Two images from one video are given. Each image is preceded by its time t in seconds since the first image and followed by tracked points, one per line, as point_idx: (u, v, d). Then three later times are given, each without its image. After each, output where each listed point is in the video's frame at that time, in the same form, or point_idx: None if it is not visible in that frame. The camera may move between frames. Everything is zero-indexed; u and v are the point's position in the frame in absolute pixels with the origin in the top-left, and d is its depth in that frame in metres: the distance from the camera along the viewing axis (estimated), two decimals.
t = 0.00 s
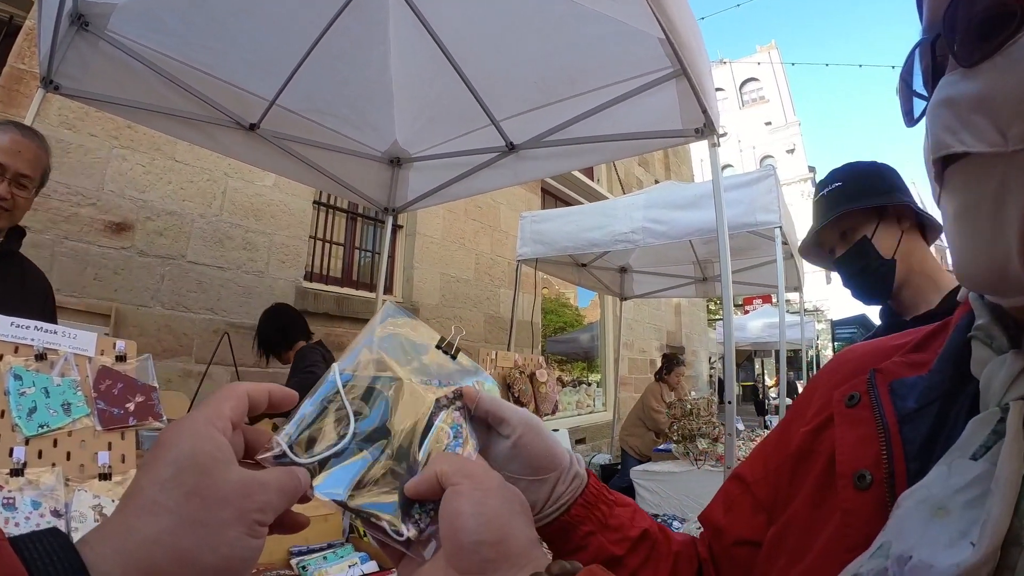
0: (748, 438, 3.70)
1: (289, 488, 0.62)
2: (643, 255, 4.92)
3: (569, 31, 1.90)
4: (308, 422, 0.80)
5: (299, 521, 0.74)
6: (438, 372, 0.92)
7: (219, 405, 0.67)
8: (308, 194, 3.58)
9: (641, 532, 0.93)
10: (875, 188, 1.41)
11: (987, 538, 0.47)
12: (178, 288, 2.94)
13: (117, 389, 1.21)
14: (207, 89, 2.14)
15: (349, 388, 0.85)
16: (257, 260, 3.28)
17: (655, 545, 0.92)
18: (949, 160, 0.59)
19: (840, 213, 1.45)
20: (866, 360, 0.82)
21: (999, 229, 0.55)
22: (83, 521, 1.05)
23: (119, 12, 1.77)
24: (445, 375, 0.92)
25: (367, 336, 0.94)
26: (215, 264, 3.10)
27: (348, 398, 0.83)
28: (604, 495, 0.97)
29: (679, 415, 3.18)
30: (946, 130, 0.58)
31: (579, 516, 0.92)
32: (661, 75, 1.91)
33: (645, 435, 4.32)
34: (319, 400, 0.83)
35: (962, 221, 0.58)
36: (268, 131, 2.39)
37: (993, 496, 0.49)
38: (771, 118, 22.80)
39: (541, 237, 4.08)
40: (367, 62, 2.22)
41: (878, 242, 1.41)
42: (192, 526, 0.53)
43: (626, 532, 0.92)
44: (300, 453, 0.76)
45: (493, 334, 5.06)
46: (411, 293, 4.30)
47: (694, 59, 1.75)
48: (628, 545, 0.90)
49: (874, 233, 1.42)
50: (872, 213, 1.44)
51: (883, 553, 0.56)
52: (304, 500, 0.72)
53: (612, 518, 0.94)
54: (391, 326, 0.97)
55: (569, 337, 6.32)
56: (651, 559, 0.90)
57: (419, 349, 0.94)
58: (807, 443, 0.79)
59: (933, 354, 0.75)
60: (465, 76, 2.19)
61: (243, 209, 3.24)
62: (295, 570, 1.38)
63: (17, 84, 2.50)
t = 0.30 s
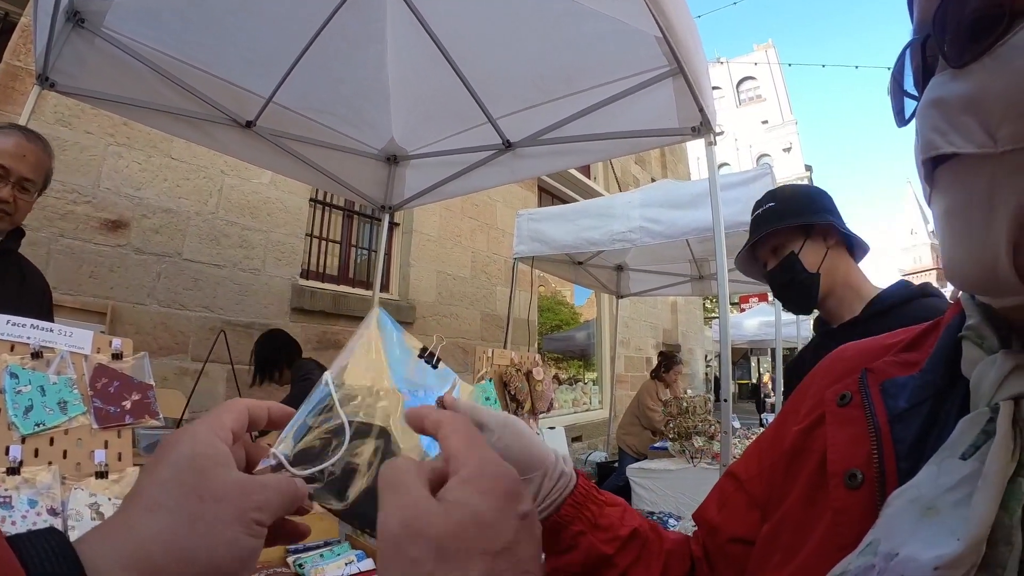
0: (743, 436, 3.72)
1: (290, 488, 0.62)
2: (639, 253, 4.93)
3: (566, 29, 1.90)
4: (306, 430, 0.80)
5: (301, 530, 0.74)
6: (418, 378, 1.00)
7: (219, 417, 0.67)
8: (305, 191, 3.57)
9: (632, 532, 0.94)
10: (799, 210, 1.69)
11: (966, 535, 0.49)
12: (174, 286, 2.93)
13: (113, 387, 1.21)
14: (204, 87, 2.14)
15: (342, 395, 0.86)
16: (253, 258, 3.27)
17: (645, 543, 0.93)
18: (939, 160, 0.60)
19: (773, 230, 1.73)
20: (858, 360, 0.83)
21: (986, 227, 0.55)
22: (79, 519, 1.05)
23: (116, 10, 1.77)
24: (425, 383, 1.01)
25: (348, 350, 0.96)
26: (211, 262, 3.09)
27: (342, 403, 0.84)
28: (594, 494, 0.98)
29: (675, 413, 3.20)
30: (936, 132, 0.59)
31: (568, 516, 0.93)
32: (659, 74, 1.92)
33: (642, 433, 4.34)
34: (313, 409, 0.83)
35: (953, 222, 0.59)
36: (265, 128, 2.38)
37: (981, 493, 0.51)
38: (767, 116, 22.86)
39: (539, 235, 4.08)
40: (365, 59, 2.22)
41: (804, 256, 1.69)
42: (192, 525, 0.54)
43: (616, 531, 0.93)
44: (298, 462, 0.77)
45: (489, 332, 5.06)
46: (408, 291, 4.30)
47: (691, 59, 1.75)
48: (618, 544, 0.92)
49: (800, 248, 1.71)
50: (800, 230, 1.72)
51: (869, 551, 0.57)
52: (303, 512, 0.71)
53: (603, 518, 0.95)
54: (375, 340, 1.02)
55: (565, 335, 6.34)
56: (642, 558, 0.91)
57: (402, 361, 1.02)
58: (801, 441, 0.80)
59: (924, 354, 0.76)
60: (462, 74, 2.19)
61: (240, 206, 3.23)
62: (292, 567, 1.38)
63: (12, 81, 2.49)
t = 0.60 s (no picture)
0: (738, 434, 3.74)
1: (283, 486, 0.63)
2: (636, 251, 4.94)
3: (562, 28, 1.90)
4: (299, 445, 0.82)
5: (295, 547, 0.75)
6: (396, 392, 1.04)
7: (212, 436, 0.69)
8: (301, 190, 3.57)
9: (613, 530, 0.96)
10: (755, 219, 1.73)
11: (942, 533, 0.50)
12: (170, 284, 2.92)
13: (109, 384, 1.22)
14: (202, 86, 2.14)
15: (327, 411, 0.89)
16: (250, 256, 3.27)
17: (627, 538, 0.94)
18: (917, 158, 0.62)
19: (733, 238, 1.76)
20: (842, 358, 0.84)
21: (961, 223, 0.57)
22: (75, 516, 1.05)
23: (112, 8, 1.76)
24: (402, 396, 1.05)
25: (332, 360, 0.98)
26: (208, 260, 3.08)
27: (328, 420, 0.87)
28: (573, 493, 1.00)
29: (670, 411, 3.21)
30: (912, 131, 0.61)
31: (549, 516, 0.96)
32: (655, 73, 1.93)
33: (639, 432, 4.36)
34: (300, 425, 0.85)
35: (933, 219, 0.61)
36: (261, 126, 2.38)
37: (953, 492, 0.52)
38: (764, 116, 22.91)
39: (536, 234, 4.09)
40: (362, 58, 2.22)
41: (763, 263, 1.73)
42: (188, 521, 0.54)
43: (597, 530, 0.94)
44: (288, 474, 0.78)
45: (486, 330, 5.07)
46: (405, 289, 4.30)
47: (687, 59, 1.77)
48: (599, 542, 0.93)
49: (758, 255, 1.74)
50: (759, 238, 1.75)
51: (845, 550, 0.58)
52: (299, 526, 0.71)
53: (583, 517, 0.96)
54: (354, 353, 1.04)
55: (561, 333, 6.35)
56: (625, 553, 0.92)
57: (379, 375, 1.06)
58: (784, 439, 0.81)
59: (905, 352, 0.77)
60: (459, 73, 2.19)
61: (236, 204, 3.23)
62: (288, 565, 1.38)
63: (8, 79, 2.48)
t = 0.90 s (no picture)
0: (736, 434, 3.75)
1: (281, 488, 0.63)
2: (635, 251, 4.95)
3: (561, 27, 1.91)
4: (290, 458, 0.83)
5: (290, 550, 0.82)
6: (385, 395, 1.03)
7: (203, 450, 0.69)
8: (300, 189, 3.56)
9: (604, 530, 0.95)
10: (765, 212, 1.72)
11: (939, 534, 0.49)
12: (169, 284, 2.92)
13: (108, 383, 1.22)
14: (201, 85, 2.14)
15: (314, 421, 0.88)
16: (248, 255, 3.27)
17: (617, 538, 0.94)
18: (912, 158, 0.62)
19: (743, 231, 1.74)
20: (836, 355, 0.84)
21: (956, 223, 0.58)
22: (74, 515, 1.05)
23: (111, 7, 1.76)
24: (391, 398, 1.04)
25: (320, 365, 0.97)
26: (206, 259, 3.08)
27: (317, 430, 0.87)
28: (564, 494, 1.00)
29: (669, 411, 3.23)
30: (906, 131, 0.61)
31: (541, 517, 0.94)
32: (654, 72, 1.93)
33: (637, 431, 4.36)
34: (289, 437, 0.84)
35: (927, 218, 0.61)
36: (260, 125, 2.38)
37: (949, 491, 0.52)
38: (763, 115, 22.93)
39: (535, 233, 4.08)
40: (361, 57, 2.22)
41: (773, 257, 1.72)
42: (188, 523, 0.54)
43: (588, 531, 0.94)
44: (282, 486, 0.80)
45: (485, 329, 5.08)
46: (404, 289, 4.31)
47: (686, 59, 1.77)
48: (590, 544, 0.92)
49: (769, 249, 1.73)
50: (769, 232, 1.74)
51: (839, 553, 0.57)
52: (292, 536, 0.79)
53: (574, 518, 0.95)
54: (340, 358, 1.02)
55: (560, 333, 6.36)
56: (616, 555, 0.92)
57: (367, 378, 1.04)
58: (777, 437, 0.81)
59: (898, 350, 0.78)
60: (458, 72, 2.19)
61: (235, 204, 3.23)
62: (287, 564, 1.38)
63: (6, 77, 2.47)
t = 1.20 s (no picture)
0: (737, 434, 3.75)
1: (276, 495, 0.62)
2: (635, 250, 4.94)
3: (561, 26, 1.90)
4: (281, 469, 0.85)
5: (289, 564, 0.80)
6: (373, 401, 1.06)
7: (200, 460, 0.69)
8: (301, 189, 3.56)
9: (599, 532, 0.94)
10: (794, 199, 1.64)
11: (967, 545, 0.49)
12: (169, 283, 2.92)
13: (108, 383, 1.21)
14: (201, 85, 2.14)
15: (304, 430, 0.90)
16: (249, 255, 3.27)
17: (614, 540, 0.93)
18: (911, 160, 0.62)
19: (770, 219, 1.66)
20: (833, 355, 0.84)
21: (957, 225, 0.57)
22: (74, 516, 1.05)
23: (110, 6, 1.76)
24: (381, 404, 1.06)
25: (310, 373, 0.98)
26: (207, 259, 3.08)
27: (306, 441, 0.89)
28: (558, 499, 0.99)
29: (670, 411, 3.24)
30: (905, 132, 0.61)
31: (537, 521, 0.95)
32: (654, 72, 1.92)
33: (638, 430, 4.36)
34: (279, 448, 0.86)
35: (929, 221, 0.61)
36: (260, 125, 2.37)
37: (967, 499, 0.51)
38: (764, 115, 22.92)
39: (536, 233, 4.07)
40: (361, 56, 2.22)
41: (802, 248, 1.65)
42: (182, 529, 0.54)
43: (584, 533, 0.93)
44: (272, 499, 0.82)
45: (485, 329, 5.07)
46: (404, 288, 4.31)
47: (687, 58, 1.76)
48: (586, 547, 0.92)
49: (798, 239, 1.66)
50: (798, 221, 1.67)
51: (856, 571, 0.56)
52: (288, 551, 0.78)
53: (569, 521, 0.96)
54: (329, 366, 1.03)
55: (561, 333, 6.36)
56: (613, 557, 0.91)
57: (357, 385, 1.06)
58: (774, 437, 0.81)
59: (898, 351, 0.78)
60: (458, 71, 2.19)
61: (235, 203, 3.23)
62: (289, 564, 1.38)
63: (7, 77, 2.47)
